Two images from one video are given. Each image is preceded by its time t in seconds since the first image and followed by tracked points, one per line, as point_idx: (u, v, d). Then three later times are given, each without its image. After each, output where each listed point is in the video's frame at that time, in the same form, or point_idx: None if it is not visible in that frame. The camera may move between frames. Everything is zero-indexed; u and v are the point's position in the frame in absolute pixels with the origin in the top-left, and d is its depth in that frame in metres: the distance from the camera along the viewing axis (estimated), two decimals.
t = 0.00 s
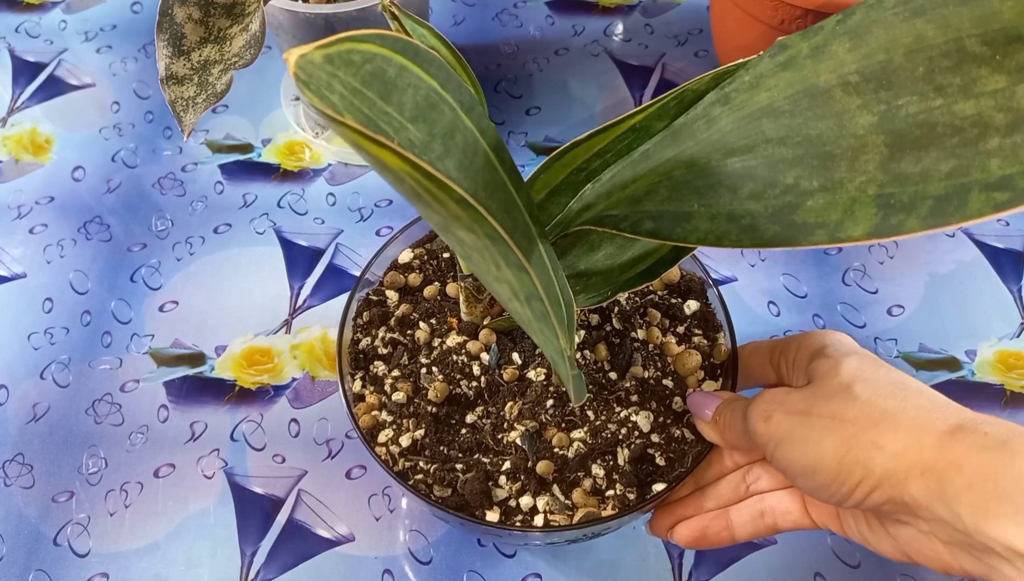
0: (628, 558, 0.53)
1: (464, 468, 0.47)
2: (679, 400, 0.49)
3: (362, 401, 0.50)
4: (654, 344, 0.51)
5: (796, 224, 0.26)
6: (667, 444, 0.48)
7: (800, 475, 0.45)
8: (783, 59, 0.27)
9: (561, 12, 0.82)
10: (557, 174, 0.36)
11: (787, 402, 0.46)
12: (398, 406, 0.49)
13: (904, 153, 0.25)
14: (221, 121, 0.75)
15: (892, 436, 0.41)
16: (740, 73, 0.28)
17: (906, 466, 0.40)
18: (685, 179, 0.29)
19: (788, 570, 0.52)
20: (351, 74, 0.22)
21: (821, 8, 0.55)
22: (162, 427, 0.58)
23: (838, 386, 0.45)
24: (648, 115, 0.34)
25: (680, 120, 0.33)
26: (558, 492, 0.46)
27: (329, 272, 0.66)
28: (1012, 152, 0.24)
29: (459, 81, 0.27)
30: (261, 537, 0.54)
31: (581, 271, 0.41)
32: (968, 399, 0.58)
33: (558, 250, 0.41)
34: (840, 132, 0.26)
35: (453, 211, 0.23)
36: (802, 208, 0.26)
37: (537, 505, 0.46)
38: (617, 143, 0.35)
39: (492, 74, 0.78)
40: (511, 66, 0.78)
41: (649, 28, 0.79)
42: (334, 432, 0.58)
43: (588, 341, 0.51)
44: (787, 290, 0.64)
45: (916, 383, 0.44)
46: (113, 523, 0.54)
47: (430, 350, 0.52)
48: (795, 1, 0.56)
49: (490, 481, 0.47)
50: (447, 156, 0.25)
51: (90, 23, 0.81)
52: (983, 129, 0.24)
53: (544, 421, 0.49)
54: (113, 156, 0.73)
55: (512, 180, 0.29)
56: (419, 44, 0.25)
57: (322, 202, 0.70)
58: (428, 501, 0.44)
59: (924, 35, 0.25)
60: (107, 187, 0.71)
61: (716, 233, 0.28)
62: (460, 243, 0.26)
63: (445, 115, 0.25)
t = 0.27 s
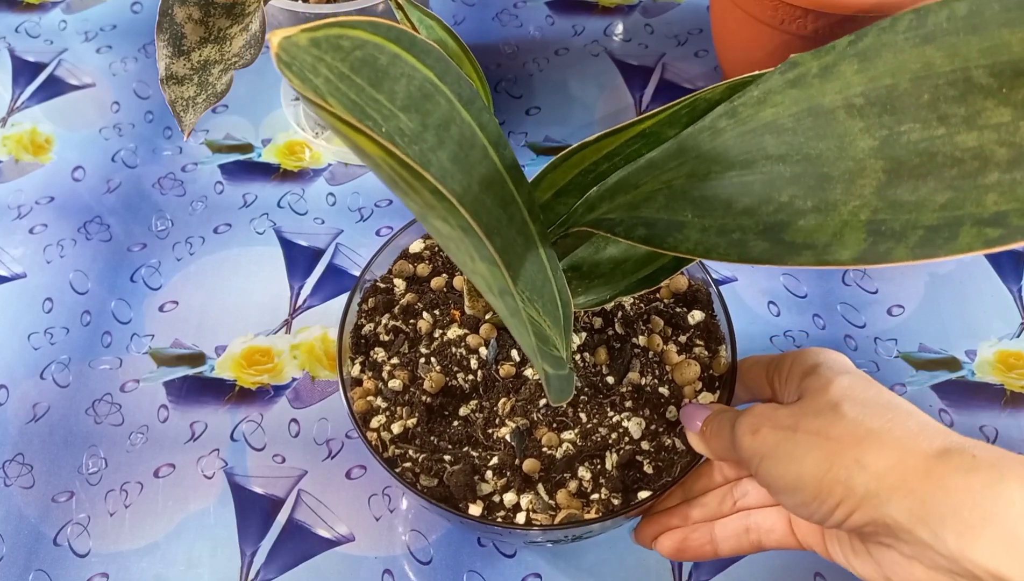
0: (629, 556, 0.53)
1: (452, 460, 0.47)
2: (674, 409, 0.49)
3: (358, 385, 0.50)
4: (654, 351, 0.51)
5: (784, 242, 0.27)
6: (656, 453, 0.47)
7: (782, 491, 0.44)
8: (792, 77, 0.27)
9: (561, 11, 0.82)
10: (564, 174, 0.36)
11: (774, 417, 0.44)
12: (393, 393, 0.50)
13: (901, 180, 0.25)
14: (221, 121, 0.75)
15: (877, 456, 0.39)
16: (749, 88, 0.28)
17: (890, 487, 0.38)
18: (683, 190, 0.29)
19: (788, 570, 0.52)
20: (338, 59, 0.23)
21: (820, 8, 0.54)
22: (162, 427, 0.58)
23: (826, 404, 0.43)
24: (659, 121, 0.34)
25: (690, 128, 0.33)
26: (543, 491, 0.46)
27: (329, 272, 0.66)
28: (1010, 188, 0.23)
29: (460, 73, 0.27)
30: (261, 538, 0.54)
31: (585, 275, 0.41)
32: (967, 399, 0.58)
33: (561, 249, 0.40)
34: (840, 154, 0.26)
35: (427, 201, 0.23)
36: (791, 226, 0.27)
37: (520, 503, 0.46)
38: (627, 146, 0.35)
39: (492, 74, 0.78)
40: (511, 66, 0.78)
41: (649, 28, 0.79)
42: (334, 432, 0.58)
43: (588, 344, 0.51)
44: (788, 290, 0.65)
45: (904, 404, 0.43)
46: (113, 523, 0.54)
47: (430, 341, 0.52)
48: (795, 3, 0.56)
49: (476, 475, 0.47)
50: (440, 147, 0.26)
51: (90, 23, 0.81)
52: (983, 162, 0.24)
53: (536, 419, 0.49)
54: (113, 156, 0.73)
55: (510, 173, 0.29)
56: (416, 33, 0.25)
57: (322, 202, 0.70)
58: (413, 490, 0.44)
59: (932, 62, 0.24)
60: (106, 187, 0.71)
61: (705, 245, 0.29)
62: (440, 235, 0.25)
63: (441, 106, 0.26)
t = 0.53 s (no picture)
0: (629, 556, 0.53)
1: (442, 453, 0.48)
2: (668, 419, 0.48)
3: (357, 373, 0.51)
4: (654, 359, 0.51)
5: (775, 260, 0.27)
6: (646, 461, 0.47)
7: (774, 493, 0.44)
8: (799, 95, 0.27)
9: (561, 11, 0.82)
10: (570, 176, 0.36)
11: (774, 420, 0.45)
12: (389, 383, 0.50)
13: (897, 207, 0.25)
14: (221, 121, 0.75)
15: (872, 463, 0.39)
16: (756, 104, 0.28)
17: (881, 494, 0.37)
18: (682, 201, 0.29)
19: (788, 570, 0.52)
20: (326, 47, 0.23)
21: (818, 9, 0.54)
22: (161, 427, 0.58)
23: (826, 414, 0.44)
24: (667, 129, 0.33)
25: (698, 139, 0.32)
26: (528, 492, 0.46)
27: (329, 272, 0.66)
28: (1004, 223, 0.24)
29: (460, 69, 0.27)
30: (261, 537, 0.54)
31: (588, 278, 0.41)
32: (967, 399, 0.58)
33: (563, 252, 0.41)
34: (838, 174, 0.26)
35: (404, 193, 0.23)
36: (782, 245, 0.27)
37: (506, 502, 0.46)
38: (634, 152, 0.34)
39: (492, 74, 0.78)
40: (511, 66, 0.78)
41: (649, 28, 0.79)
42: (334, 432, 0.58)
43: (588, 347, 0.51)
44: (788, 291, 0.65)
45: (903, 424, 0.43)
46: (113, 523, 0.54)
47: (431, 334, 0.52)
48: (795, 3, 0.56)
49: (465, 470, 0.47)
50: (433, 141, 0.26)
51: (90, 23, 0.81)
52: (980, 194, 0.24)
53: (528, 419, 0.48)
54: (113, 156, 0.73)
55: (508, 171, 0.29)
56: (412, 27, 0.25)
57: (322, 202, 0.70)
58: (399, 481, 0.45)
59: (937, 89, 0.25)
60: (106, 187, 0.71)
61: (697, 257, 0.29)
62: (421, 232, 0.25)
63: (435, 101, 0.26)
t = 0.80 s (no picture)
0: (629, 556, 0.53)
1: (442, 453, 0.48)
2: (668, 418, 0.49)
3: (357, 373, 0.51)
4: (654, 359, 0.51)
5: (777, 256, 0.27)
6: (646, 461, 0.47)
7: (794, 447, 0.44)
8: (796, 90, 0.27)
9: (561, 11, 0.82)
10: (571, 176, 0.36)
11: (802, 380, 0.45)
12: (389, 383, 0.50)
13: (897, 201, 0.25)
14: (221, 121, 0.75)
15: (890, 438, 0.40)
16: (753, 99, 0.28)
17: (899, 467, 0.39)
18: (681, 199, 0.29)
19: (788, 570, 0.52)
20: (327, 47, 0.23)
21: (818, 8, 0.54)
22: (161, 426, 0.58)
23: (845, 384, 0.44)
24: (667, 128, 0.33)
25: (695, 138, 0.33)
26: (528, 492, 0.46)
27: (329, 272, 0.66)
28: (1005, 214, 0.24)
29: (460, 69, 0.27)
30: (261, 537, 0.54)
31: (588, 277, 0.41)
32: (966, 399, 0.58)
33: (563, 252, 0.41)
34: (838, 169, 0.26)
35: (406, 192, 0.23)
36: (784, 240, 0.27)
37: (506, 501, 0.46)
38: (633, 152, 0.34)
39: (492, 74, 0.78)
40: (511, 66, 0.78)
41: (649, 28, 0.79)
42: (334, 431, 0.58)
43: (588, 347, 0.51)
44: (787, 290, 0.65)
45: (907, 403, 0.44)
46: (113, 523, 0.54)
47: (431, 334, 0.52)
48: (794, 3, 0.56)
49: (464, 470, 0.47)
50: (434, 140, 0.26)
51: (90, 23, 0.81)
52: (980, 185, 0.24)
53: (528, 419, 0.48)
54: (113, 156, 0.73)
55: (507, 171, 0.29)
56: (413, 25, 0.25)
57: (322, 202, 0.70)
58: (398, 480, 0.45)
59: (935, 82, 0.25)
60: (106, 187, 0.71)
61: (699, 254, 0.29)
62: (421, 231, 0.25)
63: (435, 99, 0.26)
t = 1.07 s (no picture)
0: (629, 556, 0.53)
1: (442, 453, 0.48)
2: (668, 418, 0.49)
3: (357, 373, 0.51)
4: (654, 359, 0.51)
5: (778, 256, 0.27)
6: (646, 461, 0.47)
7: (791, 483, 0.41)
8: (798, 90, 0.27)
9: (561, 11, 0.82)
10: (572, 176, 0.36)
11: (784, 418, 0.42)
12: (389, 383, 0.50)
13: (898, 201, 0.25)
14: (221, 121, 0.75)
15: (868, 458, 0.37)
16: (754, 100, 0.28)
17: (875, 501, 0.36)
18: (682, 198, 0.29)
19: (789, 570, 0.52)
20: (329, 45, 0.23)
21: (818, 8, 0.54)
22: (162, 427, 0.58)
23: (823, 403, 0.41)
24: (668, 128, 0.33)
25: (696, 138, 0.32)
26: (528, 492, 0.46)
27: (329, 272, 0.66)
28: (1006, 215, 0.24)
29: (462, 67, 0.27)
30: (261, 537, 0.54)
31: (588, 278, 0.41)
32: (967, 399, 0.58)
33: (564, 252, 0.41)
34: (839, 169, 0.26)
35: (406, 191, 0.23)
36: (785, 240, 0.27)
37: (506, 501, 0.46)
38: (634, 152, 0.34)
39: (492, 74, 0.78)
40: (511, 65, 0.78)
41: (649, 28, 0.79)
42: (334, 431, 0.58)
43: (588, 347, 0.51)
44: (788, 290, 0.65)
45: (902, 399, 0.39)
46: (113, 523, 0.54)
47: (431, 334, 0.52)
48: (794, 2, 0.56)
49: (465, 470, 0.47)
50: (435, 140, 0.26)
51: (90, 23, 0.81)
52: (982, 186, 0.24)
53: (528, 419, 0.48)
54: (113, 156, 0.73)
55: (509, 169, 0.29)
56: (415, 24, 0.25)
57: (322, 202, 0.70)
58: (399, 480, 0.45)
59: (936, 82, 0.25)
60: (106, 187, 0.71)
61: (699, 254, 0.29)
62: (421, 229, 0.25)
63: (437, 99, 0.26)
